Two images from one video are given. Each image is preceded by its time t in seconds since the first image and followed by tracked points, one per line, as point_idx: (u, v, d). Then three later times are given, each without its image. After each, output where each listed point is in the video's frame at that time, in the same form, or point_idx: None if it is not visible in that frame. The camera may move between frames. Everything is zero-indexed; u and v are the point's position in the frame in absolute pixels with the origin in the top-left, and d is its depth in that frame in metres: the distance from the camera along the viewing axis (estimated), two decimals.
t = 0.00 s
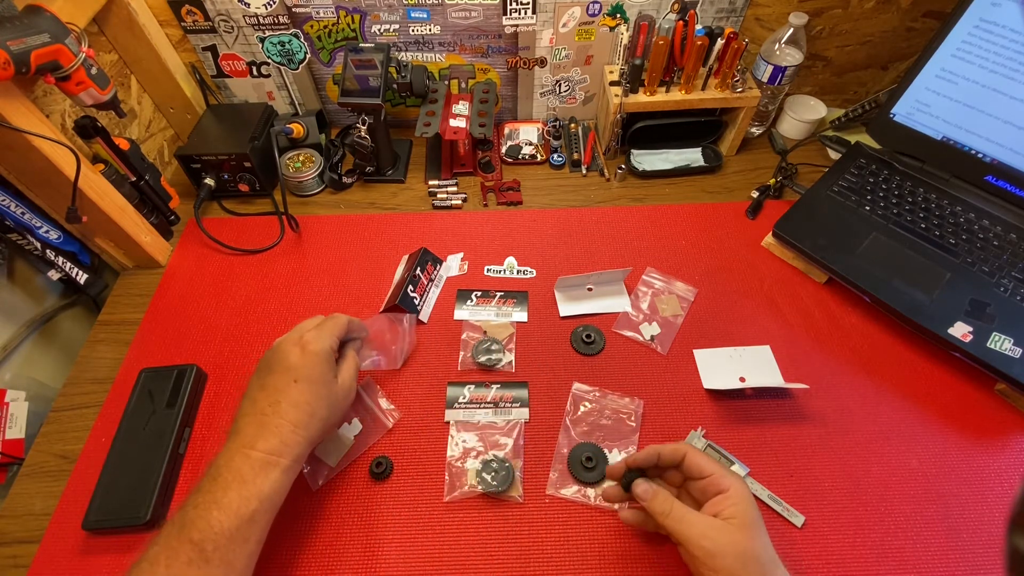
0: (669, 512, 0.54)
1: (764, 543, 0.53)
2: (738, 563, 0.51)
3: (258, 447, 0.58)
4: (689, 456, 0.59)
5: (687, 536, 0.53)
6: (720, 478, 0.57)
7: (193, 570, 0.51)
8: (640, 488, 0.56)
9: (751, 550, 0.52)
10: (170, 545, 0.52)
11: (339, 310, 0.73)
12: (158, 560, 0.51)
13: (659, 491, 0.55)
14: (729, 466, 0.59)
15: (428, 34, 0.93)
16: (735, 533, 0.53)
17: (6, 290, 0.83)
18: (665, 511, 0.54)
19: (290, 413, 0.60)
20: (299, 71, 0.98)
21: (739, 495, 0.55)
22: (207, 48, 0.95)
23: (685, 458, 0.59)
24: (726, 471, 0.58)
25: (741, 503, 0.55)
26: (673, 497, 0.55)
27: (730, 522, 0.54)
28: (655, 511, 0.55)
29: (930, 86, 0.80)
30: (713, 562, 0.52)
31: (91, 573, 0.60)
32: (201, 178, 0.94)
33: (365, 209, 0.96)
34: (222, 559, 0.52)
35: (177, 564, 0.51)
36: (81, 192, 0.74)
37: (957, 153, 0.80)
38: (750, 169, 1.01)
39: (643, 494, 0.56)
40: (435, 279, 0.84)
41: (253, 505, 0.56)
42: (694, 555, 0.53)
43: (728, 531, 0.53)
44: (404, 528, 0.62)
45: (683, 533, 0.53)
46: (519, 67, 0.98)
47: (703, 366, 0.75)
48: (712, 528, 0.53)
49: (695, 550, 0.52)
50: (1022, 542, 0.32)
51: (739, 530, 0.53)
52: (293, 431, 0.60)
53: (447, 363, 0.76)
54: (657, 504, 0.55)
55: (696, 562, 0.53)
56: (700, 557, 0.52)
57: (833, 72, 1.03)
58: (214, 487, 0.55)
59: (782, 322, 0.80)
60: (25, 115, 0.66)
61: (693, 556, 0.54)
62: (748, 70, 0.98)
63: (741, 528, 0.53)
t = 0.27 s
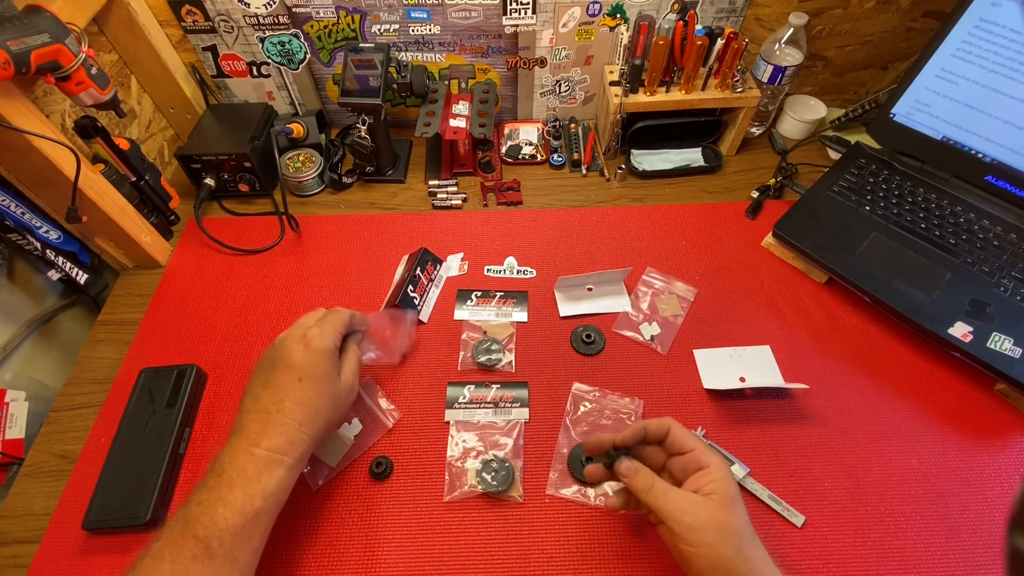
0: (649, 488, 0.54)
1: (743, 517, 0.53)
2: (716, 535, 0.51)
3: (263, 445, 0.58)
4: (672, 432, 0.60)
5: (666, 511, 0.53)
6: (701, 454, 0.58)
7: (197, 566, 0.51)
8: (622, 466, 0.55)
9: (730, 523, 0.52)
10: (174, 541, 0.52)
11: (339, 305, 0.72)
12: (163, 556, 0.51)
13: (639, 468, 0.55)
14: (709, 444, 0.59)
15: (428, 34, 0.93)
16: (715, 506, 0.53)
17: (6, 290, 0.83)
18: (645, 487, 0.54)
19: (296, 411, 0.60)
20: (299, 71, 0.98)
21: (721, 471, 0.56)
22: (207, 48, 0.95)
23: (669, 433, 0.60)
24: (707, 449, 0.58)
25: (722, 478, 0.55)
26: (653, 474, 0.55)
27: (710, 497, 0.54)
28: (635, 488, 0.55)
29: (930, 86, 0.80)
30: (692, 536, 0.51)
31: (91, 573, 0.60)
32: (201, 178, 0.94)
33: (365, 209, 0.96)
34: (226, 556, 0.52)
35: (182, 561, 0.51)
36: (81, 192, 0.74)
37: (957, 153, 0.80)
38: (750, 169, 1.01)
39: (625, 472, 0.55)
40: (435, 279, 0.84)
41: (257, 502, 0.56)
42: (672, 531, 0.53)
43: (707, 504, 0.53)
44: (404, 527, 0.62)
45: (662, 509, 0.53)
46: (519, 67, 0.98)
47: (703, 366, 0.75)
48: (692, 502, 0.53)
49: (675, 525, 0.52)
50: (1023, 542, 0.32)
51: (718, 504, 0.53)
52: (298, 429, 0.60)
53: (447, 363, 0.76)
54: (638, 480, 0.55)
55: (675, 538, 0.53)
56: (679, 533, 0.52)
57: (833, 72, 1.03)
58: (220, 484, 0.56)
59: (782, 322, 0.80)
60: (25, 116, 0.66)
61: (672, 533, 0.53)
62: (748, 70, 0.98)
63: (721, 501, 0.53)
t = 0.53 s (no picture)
0: (652, 471, 0.53)
1: (734, 490, 0.55)
2: (722, 510, 0.52)
3: (255, 445, 0.58)
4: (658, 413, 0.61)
5: (673, 492, 0.52)
6: (690, 433, 0.60)
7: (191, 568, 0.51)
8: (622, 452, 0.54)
9: (729, 496, 0.54)
10: (169, 544, 0.52)
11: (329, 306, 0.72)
12: (158, 559, 0.51)
13: (638, 452, 0.54)
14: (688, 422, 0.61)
15: (428, 34, 0.93)
16: (714, 482, 0.54)
17: (6, 290, 0.83)
18: (648, 470, 0.53)
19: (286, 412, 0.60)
20: (298, 71, 0.98)
21: (710, 448, 0.58)
22: (207, 48, 0.95)
23: (658, 414, 0.61)
24: (689, 427, 0.60)
25: (712, 455, 0.57)
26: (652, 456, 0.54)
27: (705, 472, 0.55)
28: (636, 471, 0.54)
29: (930, 86, 0.80)
30: (701, 514, 0.51)
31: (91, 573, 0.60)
32: (201, 178, 0.94)
33: (365, 209, 0.96)
34: (219, 557, 0.53)
35: (175, 563, 0.51)
36: (81, 192, 0.74)
37: (957, 153, 0.80)
38: (751, 169, 1.01)
39: (626, 457, 0.54)
40: (435, 279, 0.84)
41: (251, 503, 0.56)
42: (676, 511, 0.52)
43: (708, 479, 0.54)
44: (404, 527, 0.62)
45: (668, 491, 0.52)
46: (519, 67, 0.98)
47: (703, 366, 0.75)
48: (694, 480, 0.53)
49: (683, 505, 0.52)
50: (1023, 542, 0.32)
51: (717, 479, 0.54)
52: (289, 430, 0.60)
53: (447, 363, 0.76)
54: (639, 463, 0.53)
55: (678, 518, 0.52)
56: (686, 511, 0.52)
57: (833, 72, 1.03)
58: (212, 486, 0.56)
59: (782, 322, 0.80)
60: (25, 115, 0.66)
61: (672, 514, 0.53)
62: (748, 70, 0.98)
63: (717, 476, 0.55)
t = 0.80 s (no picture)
0: (654, 453, 0.53)
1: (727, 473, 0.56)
2: (721, 492, 0.52)
3: (258, 448, 0.58)
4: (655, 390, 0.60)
5: (674, 474, 0.52)
6: (684, 415, 0.60)
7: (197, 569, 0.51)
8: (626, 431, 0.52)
9: (725, 479, 0.54)
10: (173, 546, 0.52)
11: (323, 300, 0.71)
12: (162, 560, 0.51)
13: (640, 434, 0.53)
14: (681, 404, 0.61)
15: (428, 34, 0.93)
16: (712, 464, 0.54)
17: (6, 290, 0.83)
18: (649, 453, 0.52)
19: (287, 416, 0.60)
20: (298, 71, 0.98)
21: (703, 432, 0.58)
22: (207, 48, 0.95)
23: (654, 391, 0.60)
24: (683, 409, 0.60)
25: (705, 438, 0.58)
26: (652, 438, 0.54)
27: (701, 455, 0.55)
28: (637, 452, 0.53)
29: (929, 86, 0.80)
30: (701, 495, 0.51)
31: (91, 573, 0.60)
32: (201, 178, 0.94)
33: (365, 209, 0.96)
34: (225, 558, 0.53)
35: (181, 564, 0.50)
36: (81, 192, 0.74)
37: (957, 153, 0.80)
38: (751, 169, 1.01)
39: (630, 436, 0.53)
40: (435, 279, 0.84)
41: (255, 505, 0.56)
42: (676, 494, 0.52)
43: (705, 461, 0.54)
44: (404, 528, 0.62)
45: (669, 472, 0.52)
46: (519, 67, 0.98)
47: (703, 366, 0.75)
48: (693, 462, 0.53)
49: (683, 487, 0.51)
50: (1022, 542, 0.32)
51: (713, 462, 0.54)
52: (290, 433, 0.60)
53: (447, 363, 0.76)
54: (641, 446, 0.52)
55: (676, 500, 0.52)
56: (686, 494, 0.51)
57: (833, 72, 1.03)
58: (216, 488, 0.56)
59: (782, 322, 0.80)
60: (25, 115, 0.66)
61: (669, 497, 0.52)
62: (748, 70, 0.98)
63: (712, 458, 0.55)
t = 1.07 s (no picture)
0: (645, 437, 0.53)
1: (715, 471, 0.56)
2: (709, 486, 0.52)
3: (266, 427, 0.58)
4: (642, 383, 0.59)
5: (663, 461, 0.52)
6: (672, 410, 0.60)
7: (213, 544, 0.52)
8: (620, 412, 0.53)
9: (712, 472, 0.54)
10: (185, 521, 0.52)
11: (308, 269, 0.69)
12: (174, 536, 0.51)
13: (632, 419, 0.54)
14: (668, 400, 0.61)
15: (428, 34, 0.93)
16: (700, 458, 0.54)
17: (6, 291, 0.83)
18: (641, 439, 0.53)
19: (296, 395, 0.60)
20: (298, 71, 0.98)
21: (690, 427, 0.59)
22: (207, 48, 0.95)
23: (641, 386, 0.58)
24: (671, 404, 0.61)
25: (692, 433, 0.59)
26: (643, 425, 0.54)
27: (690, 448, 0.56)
28: (629, 438, 0.53)
29: (930, 86, 0.80)
30: (689, 487, 0.51)
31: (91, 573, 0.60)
32: (201, 178, 0.94)
33: (365, 209, 0.96)
34: (237, 535, 0.53)
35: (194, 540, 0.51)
36: (81, 192, 0.74)
37: (957, 153, 0.80)
38: (751, 169, 1.01)
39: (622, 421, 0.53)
40: (435, 279, 0.84)
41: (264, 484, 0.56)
42: (664, 484, 0.52)
43: (694, 453, 0.54)
44: (404, 527, 0.62)
45: (657, 460, 0.52)
46: (519, 67, 0.98)
47: (703, 366, 0.75)
48: (682, 453, 0.53)
49: (671, 475, 0.52)
50: (1022, 543, 0.32)
51: (702, 456, 0.55)
52: (298, 412, 0.60)
53: (447, 363, 0.76)
54: (633, 431, 0.53)
55: (664, 490, 0.52)
56: (675, 484, 0.51)
57: (833, 72, 1.03)
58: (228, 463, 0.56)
59: (782, 323, 0.80)
60: (25, 116, 0.66)
61: (658, 487, 0.53)
62: (748, 70, 0.98)
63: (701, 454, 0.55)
